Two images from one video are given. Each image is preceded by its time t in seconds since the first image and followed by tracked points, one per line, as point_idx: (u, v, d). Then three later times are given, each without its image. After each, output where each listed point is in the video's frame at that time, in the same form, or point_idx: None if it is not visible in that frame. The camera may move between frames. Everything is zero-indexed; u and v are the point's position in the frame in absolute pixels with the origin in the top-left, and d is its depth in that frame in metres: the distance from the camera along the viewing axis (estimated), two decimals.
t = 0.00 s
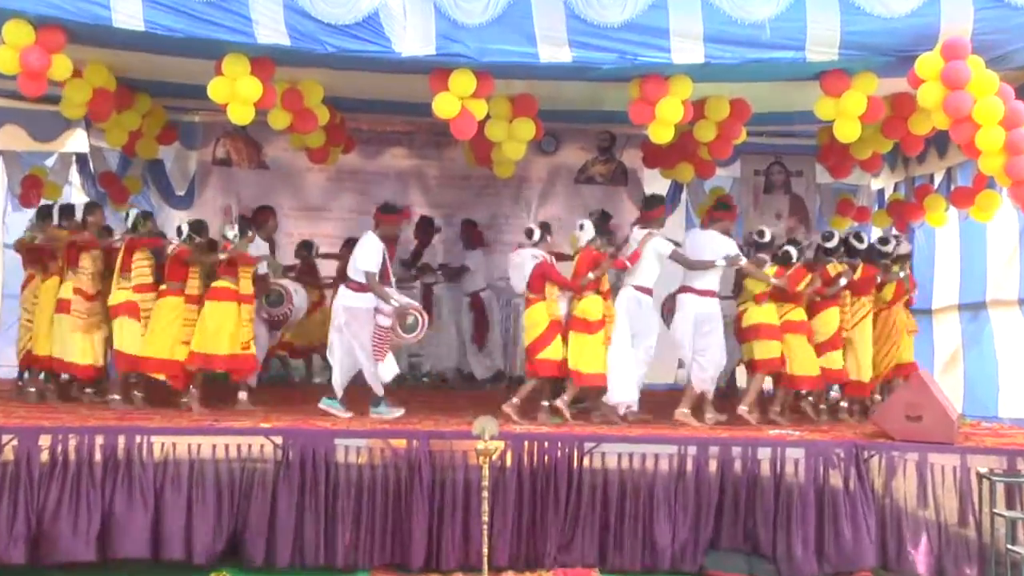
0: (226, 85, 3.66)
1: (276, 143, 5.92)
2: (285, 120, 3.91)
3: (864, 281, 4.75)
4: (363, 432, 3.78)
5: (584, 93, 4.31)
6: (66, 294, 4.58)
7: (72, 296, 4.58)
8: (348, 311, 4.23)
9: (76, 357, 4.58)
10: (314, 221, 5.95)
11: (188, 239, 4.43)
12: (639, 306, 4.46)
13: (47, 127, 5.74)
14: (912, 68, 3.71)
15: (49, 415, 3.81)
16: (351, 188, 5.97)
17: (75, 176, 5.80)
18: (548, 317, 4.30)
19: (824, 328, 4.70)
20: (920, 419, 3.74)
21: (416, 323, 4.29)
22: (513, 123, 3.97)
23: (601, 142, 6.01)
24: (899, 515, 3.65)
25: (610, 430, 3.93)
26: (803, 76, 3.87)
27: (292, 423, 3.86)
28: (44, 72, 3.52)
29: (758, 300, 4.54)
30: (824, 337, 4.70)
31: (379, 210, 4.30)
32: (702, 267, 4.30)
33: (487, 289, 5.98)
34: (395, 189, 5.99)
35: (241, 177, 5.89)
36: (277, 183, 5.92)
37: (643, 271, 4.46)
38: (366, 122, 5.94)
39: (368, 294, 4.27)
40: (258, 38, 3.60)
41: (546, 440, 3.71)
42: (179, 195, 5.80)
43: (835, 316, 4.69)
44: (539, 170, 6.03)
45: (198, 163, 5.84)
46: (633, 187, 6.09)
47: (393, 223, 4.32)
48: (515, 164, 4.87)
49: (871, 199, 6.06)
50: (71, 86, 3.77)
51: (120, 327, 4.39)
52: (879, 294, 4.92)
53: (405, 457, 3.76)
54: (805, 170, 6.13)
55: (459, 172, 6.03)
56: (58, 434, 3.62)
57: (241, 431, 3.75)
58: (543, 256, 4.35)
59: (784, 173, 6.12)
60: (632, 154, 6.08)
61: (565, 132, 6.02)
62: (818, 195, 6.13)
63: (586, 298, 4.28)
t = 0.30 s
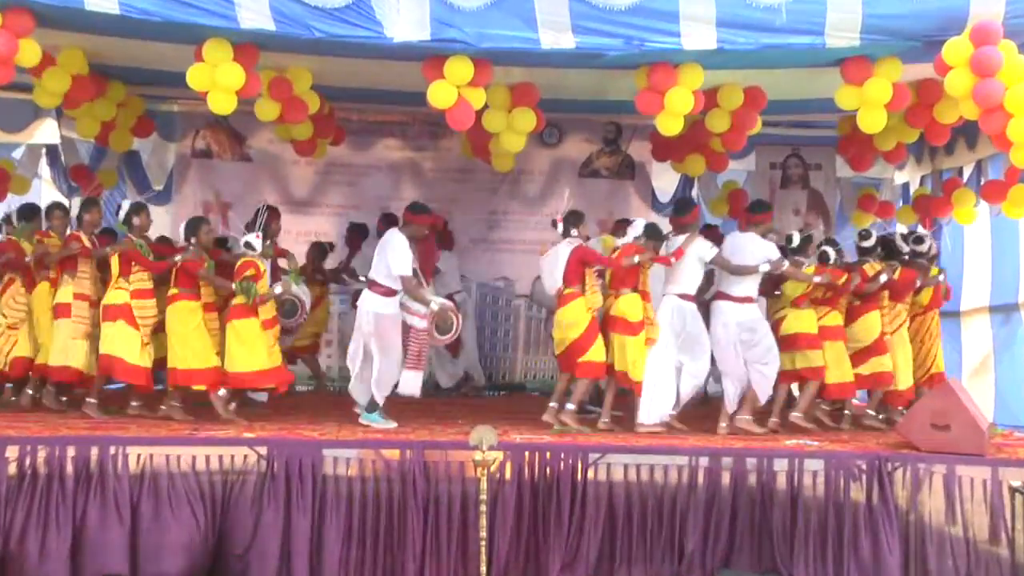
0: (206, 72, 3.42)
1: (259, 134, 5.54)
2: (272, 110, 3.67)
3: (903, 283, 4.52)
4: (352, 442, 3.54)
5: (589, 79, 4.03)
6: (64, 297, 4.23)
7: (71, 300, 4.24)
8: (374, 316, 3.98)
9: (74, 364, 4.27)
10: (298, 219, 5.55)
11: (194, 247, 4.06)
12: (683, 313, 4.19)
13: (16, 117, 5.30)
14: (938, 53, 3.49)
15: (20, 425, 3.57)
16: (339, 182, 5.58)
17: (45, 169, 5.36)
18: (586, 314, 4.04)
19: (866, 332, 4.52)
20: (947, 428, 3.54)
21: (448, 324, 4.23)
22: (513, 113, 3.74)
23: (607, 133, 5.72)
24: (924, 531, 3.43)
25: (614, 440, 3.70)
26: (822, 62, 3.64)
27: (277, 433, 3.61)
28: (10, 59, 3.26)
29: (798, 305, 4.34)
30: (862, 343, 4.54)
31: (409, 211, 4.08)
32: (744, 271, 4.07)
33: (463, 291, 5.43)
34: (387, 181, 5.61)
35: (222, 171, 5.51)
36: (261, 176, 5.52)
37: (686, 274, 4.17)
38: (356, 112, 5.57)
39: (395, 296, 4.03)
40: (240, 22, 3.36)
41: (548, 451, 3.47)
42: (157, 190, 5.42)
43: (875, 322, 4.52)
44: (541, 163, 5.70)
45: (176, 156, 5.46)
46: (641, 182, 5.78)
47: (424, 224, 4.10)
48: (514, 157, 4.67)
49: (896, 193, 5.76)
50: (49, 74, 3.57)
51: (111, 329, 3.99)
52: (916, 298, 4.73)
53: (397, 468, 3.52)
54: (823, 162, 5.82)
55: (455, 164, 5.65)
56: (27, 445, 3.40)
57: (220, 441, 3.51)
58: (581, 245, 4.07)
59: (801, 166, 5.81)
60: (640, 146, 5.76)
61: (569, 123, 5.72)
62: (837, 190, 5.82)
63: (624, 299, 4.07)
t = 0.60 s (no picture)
0: (184, 57, 3.19)
1: (241, 124, 5.16)
2: (255, 98, 3.45)
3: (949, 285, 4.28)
4: (340, 453, 3.29)
5: (594, 62, 3.75)
6: (64, 306, 3.86)
7: (73, 309, 3.87)
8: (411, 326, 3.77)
9: (86, 377, 3.87)
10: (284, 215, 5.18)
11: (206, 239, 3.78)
12: (739, 321, 3.89)
13: None
14: (969, 38, 3.26)
15: None
16: (329, 175, 5.22)
17: (12, 162, 4.79)
18: (636, 327, 3.75)
19: (921, 341, 4.28)
20: (979, 439, 3.34)
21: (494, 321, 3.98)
22: (514, 103, 3.53)
23: (614, 124, 5.39)
24: (952, 548, 3.25)
25: (621, 450, 3.47)
26: (840, 48, 3.44)
27: (261, 444, 3.36)
28: None
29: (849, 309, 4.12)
30: (921, 355, 4.28)
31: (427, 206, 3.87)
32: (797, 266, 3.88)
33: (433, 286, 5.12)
34: (379, 174, 5.25)
35: (202, 163, 5.12)
36: (243, 168, 5.14)
37: (734, 278, 3.90)
38: (345, 101, 5.22)
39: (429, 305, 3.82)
40: (220, 6, 3.13)
41: (551, 462, 3.24)
42: (134, 185, 5.05)
43: (931, 330, 4.27)
44: (543, 156, 5.36)
45: (154, 148, 5.08)
46: (650, 176, 5.45)
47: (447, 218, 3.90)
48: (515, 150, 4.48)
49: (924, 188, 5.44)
50: (23, 64, 3.39)
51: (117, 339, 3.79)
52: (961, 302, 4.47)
53: (391, 480, 3.27)
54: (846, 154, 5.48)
55: (452, 157, 5.31)
56: None
57: (200, 452, 3.27)
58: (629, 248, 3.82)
59: (822, 159, 5.47)
60: (648, 137, 5.44)
61: (573, 112, 5.38)
62: (861, 184, 5.46)
63: (670, 309, 3.80)
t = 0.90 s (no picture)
0: (165, 44, 3.01)
1: (228, 115, 4.95)
2: (239, 85, 3.29)
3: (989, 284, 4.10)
4: (331, 461, 3.09)
5: (598, 49, 3.57)
6: (71, 297, 3.58)
7: (79, 302, 3.60)
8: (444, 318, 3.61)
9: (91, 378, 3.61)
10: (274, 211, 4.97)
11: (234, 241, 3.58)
12: (775, 314, 3.74)
13: None
14: (999, 24, 3.07)
15: None
16: (321, 169, 5.02)
17: None
18: (681, 329, 3.65)
19: (952, 339, 4.11)
20: (1008, 448, 3.16)
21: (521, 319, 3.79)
22: (514, 93, 3.37)
23: (621, 115, 5.22)
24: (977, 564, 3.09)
25: (628, 460, 3.30)
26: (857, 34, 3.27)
27: (247, 452, 3.17)
28: None
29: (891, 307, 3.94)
30: (951, 349, 4.12)
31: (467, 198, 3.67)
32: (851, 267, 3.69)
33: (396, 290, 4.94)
34: (373, 167, 5.05)
35: (185, 155, 4.91)
36: (230, 160, 4.94)
37: (779, 271, 3.72)
38: (338, 91, 5.02)
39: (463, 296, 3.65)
40: None
41: (554, 472, 3.06)
42: (111, 179, 4.84)
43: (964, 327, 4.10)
44: (545, 149, 5.18)
45: (134, 140, 4.87)
46: (659, 170, 5.27)
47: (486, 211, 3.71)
48: (516, 143, 4.32)
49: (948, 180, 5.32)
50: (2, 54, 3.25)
51: (149, 336, 3.57)
52: (998, 300, 4.30)
53: (385, 491, 3.07)
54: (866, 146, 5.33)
55: (450, 150, 5.10)
56: None
57: (184, 461, 3.07)
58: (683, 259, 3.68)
59: (840, 151, 5.31)
60: (656, 129, 5.27)
61: (577, 103, 5.19)
62: (882, 177, 5.33)
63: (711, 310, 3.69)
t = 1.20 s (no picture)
0: (164, 43, 3.00)
1: (227, 115, 4.93)
2: (239, 85, 3.28)
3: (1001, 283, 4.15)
4: (330, 462, 3.07)
5: (599, 49, 3.55)
6: (111, 301, 3.60)
7: (119, 305, 3.62)
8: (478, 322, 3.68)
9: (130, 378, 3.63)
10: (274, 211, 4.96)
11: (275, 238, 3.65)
12: (810, 318, 3.84)
13: None
14: (1001, 22, 3.06)
15: None
16: (321, 168, 5.00)
17: None
18: (726, 318, 3.68)
19: (970, 343, 4.14)
20: (1008, 449, 3.16)
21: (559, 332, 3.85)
22: (515, 93, 3.36)
23: (621, 114, 5.20)
24: (977, 564, 3.08)
25: (628, 460, 3.29)
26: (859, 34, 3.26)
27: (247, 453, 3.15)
28: None
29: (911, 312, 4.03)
30: (966, 353, 4.16)
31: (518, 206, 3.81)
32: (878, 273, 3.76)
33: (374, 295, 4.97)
34: (373, 166, 5.04)
35: (184, 155, 4.90)
36: (229, 159, 4.93)
37: (815, 275, 3.81)
38: (337, 90, 5.02)
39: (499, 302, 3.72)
40: None
41: (554, 473, 3.05)
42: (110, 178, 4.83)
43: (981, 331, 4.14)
44: (546, 149, 5.16)
45: (134, 139, 4.86)
46: (659, 170, 5.26)
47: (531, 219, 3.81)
48: (517, 143, 4.32)
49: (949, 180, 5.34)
50: None
51: (190, 339, 3.53)
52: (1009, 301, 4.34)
53: (386, 491, 3.06)
54: (867, 146, 5.33)
55: (450, 149, 5.10)
56: None
57: (184, 462, 3.06)
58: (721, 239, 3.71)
59: (841, 151, 5.31)
60: (656, 129, 5.26)
61: (577, 102, 5.18)
62: (884, 177, 5.32)
63: (755, 308, 3.76)
